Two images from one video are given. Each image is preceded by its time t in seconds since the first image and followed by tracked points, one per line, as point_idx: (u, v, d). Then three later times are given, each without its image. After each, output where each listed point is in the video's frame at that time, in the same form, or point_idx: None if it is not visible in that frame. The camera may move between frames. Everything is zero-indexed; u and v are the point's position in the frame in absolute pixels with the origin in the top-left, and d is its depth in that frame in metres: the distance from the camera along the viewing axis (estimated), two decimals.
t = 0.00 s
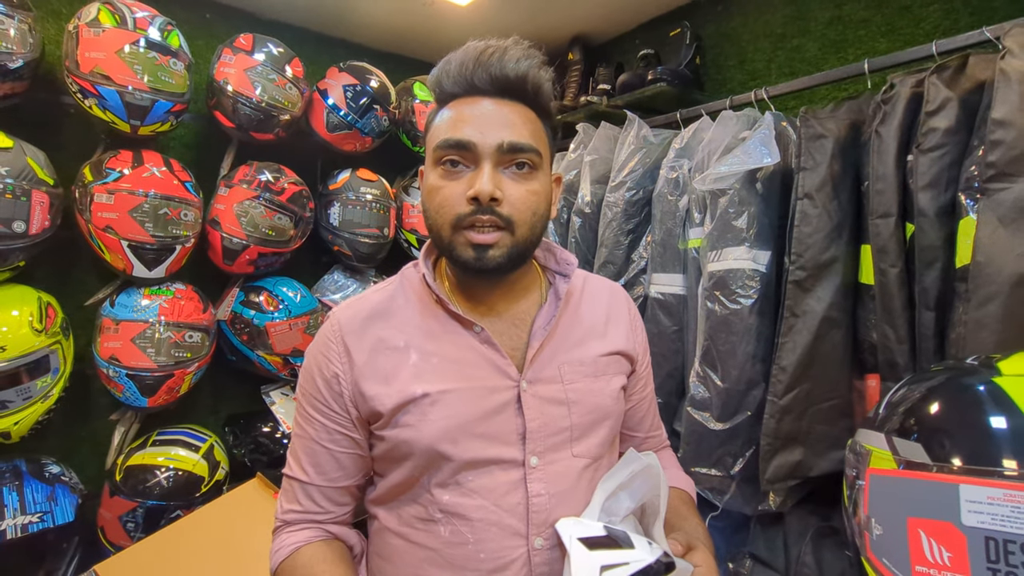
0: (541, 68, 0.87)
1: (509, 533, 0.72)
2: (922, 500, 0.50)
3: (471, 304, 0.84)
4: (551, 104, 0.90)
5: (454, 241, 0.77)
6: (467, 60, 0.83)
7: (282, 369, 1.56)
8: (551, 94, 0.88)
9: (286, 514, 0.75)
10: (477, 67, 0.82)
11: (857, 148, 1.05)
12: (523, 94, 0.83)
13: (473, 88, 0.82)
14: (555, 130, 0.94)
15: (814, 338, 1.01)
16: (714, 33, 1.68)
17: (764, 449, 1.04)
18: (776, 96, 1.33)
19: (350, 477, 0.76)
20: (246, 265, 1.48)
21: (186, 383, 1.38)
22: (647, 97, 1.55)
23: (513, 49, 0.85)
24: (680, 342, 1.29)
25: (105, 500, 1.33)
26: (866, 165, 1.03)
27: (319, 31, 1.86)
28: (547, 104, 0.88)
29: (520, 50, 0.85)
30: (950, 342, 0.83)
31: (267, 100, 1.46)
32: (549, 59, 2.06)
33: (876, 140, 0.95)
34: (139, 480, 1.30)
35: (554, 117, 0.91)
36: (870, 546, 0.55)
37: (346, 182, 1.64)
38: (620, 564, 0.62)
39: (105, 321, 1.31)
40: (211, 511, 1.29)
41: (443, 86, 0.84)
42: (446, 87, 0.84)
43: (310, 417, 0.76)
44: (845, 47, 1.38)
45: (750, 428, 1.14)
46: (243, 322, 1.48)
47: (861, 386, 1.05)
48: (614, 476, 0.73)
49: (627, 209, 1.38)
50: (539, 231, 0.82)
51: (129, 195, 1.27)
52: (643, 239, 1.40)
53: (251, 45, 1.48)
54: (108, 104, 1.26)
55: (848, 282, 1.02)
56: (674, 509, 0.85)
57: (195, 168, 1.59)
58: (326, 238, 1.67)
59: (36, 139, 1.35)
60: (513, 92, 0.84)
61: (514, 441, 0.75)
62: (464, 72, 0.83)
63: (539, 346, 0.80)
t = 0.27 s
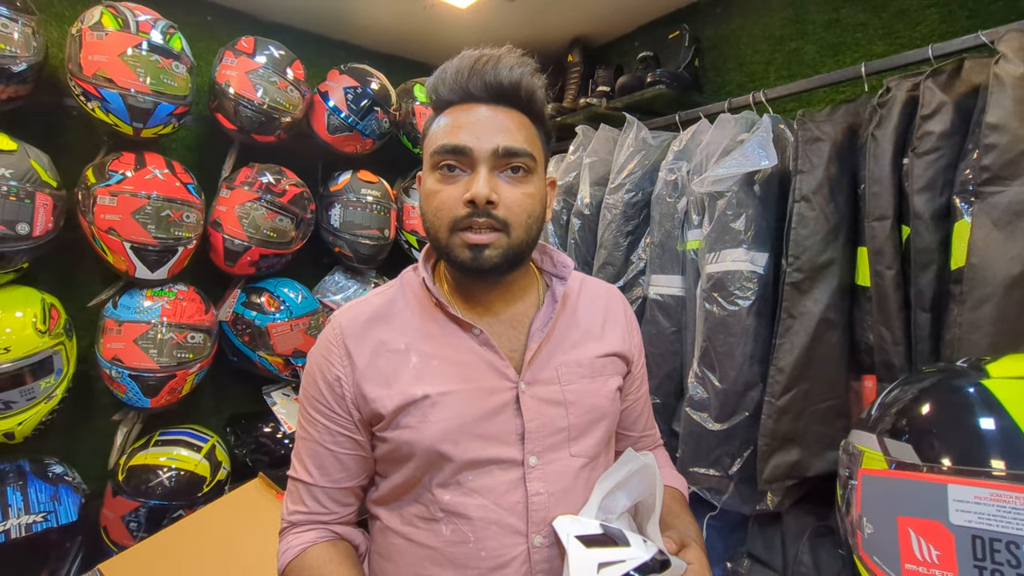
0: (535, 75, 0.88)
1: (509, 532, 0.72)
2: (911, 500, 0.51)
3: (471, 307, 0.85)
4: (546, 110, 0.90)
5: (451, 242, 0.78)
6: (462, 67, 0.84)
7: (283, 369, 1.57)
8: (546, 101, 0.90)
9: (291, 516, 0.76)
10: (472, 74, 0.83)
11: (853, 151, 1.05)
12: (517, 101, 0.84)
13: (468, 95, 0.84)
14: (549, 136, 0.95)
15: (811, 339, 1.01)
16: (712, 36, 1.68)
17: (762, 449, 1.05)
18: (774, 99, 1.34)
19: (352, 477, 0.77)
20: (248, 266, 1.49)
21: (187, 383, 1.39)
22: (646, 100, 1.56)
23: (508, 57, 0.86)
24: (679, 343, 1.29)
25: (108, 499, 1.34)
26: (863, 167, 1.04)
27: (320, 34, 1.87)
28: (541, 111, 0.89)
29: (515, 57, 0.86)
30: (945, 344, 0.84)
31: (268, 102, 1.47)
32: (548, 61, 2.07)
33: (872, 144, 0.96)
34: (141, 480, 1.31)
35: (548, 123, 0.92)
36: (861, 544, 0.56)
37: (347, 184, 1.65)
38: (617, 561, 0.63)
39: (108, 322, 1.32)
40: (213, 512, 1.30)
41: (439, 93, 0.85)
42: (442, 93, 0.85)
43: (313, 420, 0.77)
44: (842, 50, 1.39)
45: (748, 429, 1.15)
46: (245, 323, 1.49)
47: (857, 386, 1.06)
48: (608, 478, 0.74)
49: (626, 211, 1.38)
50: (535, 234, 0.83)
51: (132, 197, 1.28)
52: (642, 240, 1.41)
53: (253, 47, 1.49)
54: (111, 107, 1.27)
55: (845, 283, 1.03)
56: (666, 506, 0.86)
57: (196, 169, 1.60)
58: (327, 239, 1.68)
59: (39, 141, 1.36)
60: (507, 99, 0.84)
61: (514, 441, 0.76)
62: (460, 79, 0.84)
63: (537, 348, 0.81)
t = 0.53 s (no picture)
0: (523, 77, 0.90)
1: (513, 529, 0.73)
2: (906, 499, 0.52)
3: (473, 307, 0.86)
4: (534, 111, 0.92)
5: (459, 239, 0.78)
6: (455, 69, 0.86)
7: (284, 370, 1.57)
8: (534, 103, 0.92)
9: (289, 525, 0.75)
10: (465, 77, 0.85)
11: (852, 153, 1.06)
12: (509, 100, 0.86)
13: (462, 98, 0.85)
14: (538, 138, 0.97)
15: (810, 339, 1.02)
16: (711, 37, 1.69)
17: (761, 449, 1.05)
18: (772, 100, 1.35)
19: (352, 483, 0.77)
20: (248, 267, 1.49)
21: (188, 384, 1.39)
22: (645, 100, 1.56)
23: (497, 60, 0.88)
24: (678, 343, 1.30)
25: (109, 499, 1.35)
26: (861, 169, 1.04)
27: (320, 34, 1.88)
28: (530, 113, 0.91)
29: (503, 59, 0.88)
30: (943, 344, 0.85)
31: (268, 103, 1.47)
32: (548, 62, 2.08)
33: (870, 145, 0.97)
34: (142, 479, 1.31)
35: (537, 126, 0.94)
36: (856, 543, 0.56)
37: (347, 184, 1.66)
38: (623, 559, 0.64)
39: (109, 322, 1.32)
40: (205, 518, 1.28)
41: (431, 97, 0.86)
42: (434, 97, 0.86)
43: (313, 425, 0.76)
44: (841, 52, 1.40)
45: (747, 429, 1.16)
46: (246, 323, 1.50)
47: (855, 387, 1.07)
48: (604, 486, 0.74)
49: (626, 212, 1.39)
50: (537, 228, 0.84)
51: (133, 198, 1.28)
52: (642, 241, 1.41)
53: (254, 49, 1.49)
54: (112, 108, 1.28)
55: (843, 284, 1.03)
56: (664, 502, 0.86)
57: (197, 170, 1.60)
58: (328, 239, 1.68)
59: (41, 142, 1.37)
60: (499, 100, 0.86)
61: (517, 440, 0.77)
62: (452, 82, 0.85)
63: (537, 348, 0.81)
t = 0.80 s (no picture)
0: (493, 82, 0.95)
1: (519, 524, 0.74)
2: (895, 498, 0.53)
3: (477, 307, 0.87)
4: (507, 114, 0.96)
5: (473, 234, 0.79)
6: (434, 79, 0.88)
7: (285, 371, 1.58)
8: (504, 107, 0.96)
9: (280, 528, 0.72)
10: (444, 87, 0.87)
11: (848, 156, 1.07)
12: (488, 104, 0.89)
13: (446, 105, 0.87)
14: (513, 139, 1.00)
15: (807, 340, 1.03)
16: (710, 39, 1.70)
17: (758, 449, 1.06)
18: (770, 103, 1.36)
19: (350, 487, 0.76)
20: (250, 268, 1.50)
21: (191, 385, 1.40)
22: (644, 103, 1.57)
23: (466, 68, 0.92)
24: (676, 344, 1.31)
25: (113, 499, 1.36)
26: (857, 172, 1.05)
27: (321, 37, 1.89)
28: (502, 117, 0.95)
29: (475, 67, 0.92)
30: (938, 346, 0.86)
31: (270, 106, 1.48)
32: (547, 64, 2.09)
33: (866, 149, 0.98)
34: (145, 479, 1.33)
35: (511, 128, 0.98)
36: (848, 542, 0.57)
37: (348, 186, 1.67)
38: (616, 551, 0.64)
39: (112, 324, 1.33)
40: (204, 519, 1.28)
41: (411, 111, 0.88)
42: (415, 110, 0.88)
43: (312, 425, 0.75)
44: (839, 54, 1.41)
45: (744, 429, 1.17)
46: (248, 324, 1.51)
47: (852, 388, 1.08)
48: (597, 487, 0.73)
49: (625, 213, 1.40)
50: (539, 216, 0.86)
51: (136, 200, 1.29)
52: (641, 243, 1.42)
53: (255, 52, 1.50)
54: (114, 111, 1.29)
55: (840, 286, 1.04)
56: (659, 493, 0.87)
57: (199, 172, 1.61)
58: (329, 241, 1.69)
59: (45, 145, 1.38)
60: (479, 105, 0.89)
61: (519, 436, 0.78)
62: (433, 92, 0.87)
63: (537, 346, 0.82)
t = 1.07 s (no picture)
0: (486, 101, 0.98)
1: (503, 512, 0.77)
2: (865, 493, 0.56)
3: (465, 308, 0.90)
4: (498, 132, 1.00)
5: (460, 243, 0.82)
6: (429, 96, 0.92)
7: (289, 372, 1.61)
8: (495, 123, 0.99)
9: (311, 522, 0.77)
10: (438, 104, 0.90)
11: (837, 164, 1.10)
12: (481, 122, 0.92)
13: (440, 123, 0.90)
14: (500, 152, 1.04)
15: (797, 343, 1.06)
16: (705, 46, 1.73)
17: (750, 449, 1.09)
18: (764, 110, 1.39)
19: (366, 474, 0.80)
20: (255, 272, 1.53)
21: (197, 386, 1.43)
22: (640, 109, 1.60)
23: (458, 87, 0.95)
24: (672, 346, 1.34)
25: (121, 497, 1.39)
26: (846, 180, 1.08)
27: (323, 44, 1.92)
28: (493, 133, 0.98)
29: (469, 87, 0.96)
30: (922, 349, 0.89)
31: (274, 113, 1.51)
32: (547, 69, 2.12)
33: (853, 157, 1.01)
34: (153, 478, 1.36)
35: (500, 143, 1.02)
36: (822, 535, 0.59)
37: (351, 191, 1.70)
38: (596, 539, 0.68)
39: (120, 326, 1.36)
40: (219, 511, 1.33)
41: (406, 126, 0.91)
42: (410, 125, 0.91)
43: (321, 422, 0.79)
44: (831, 62, 1.44)
45: (737, 429, 1.20)
46: (253, 326, 1.54)
47: (841, 389, 1.11)
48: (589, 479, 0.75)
49: (621, 218, 1.43)
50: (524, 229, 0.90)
51: (144, 206, 1.32)
52: (637, 246, 1.45)
53: (260, 60, 1.53)
54: (123, 119, 1.32)
55: (828, 290, 1.07)
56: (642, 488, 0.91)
57: (204, 177, 1.65)
58: (331, 244, 1.73)
59: (54, 152, 1.41)
60: (473, 122, 0.93)
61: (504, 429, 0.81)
62: (429, 107, 0.90)
63: (519, 345, 0.85)
